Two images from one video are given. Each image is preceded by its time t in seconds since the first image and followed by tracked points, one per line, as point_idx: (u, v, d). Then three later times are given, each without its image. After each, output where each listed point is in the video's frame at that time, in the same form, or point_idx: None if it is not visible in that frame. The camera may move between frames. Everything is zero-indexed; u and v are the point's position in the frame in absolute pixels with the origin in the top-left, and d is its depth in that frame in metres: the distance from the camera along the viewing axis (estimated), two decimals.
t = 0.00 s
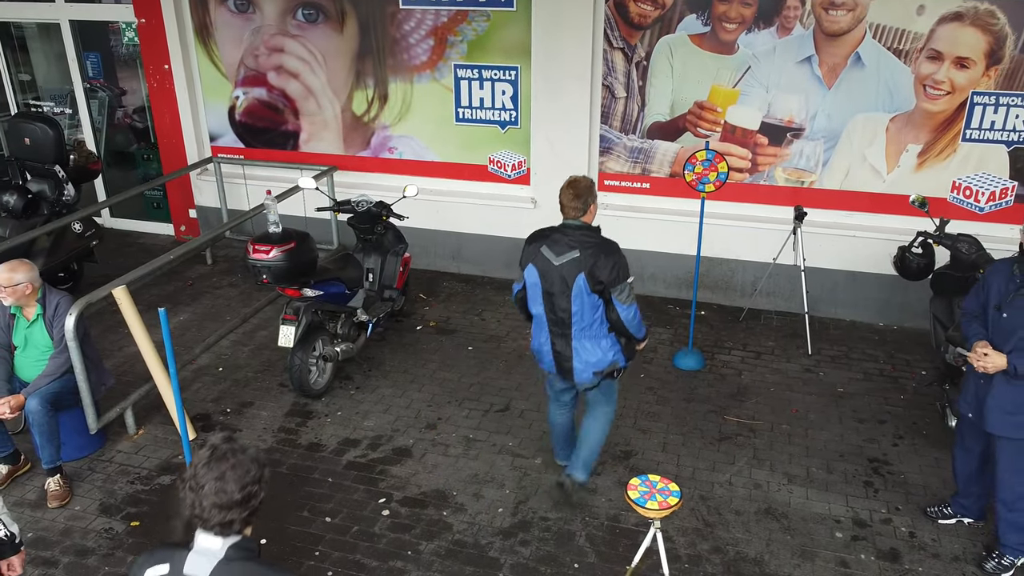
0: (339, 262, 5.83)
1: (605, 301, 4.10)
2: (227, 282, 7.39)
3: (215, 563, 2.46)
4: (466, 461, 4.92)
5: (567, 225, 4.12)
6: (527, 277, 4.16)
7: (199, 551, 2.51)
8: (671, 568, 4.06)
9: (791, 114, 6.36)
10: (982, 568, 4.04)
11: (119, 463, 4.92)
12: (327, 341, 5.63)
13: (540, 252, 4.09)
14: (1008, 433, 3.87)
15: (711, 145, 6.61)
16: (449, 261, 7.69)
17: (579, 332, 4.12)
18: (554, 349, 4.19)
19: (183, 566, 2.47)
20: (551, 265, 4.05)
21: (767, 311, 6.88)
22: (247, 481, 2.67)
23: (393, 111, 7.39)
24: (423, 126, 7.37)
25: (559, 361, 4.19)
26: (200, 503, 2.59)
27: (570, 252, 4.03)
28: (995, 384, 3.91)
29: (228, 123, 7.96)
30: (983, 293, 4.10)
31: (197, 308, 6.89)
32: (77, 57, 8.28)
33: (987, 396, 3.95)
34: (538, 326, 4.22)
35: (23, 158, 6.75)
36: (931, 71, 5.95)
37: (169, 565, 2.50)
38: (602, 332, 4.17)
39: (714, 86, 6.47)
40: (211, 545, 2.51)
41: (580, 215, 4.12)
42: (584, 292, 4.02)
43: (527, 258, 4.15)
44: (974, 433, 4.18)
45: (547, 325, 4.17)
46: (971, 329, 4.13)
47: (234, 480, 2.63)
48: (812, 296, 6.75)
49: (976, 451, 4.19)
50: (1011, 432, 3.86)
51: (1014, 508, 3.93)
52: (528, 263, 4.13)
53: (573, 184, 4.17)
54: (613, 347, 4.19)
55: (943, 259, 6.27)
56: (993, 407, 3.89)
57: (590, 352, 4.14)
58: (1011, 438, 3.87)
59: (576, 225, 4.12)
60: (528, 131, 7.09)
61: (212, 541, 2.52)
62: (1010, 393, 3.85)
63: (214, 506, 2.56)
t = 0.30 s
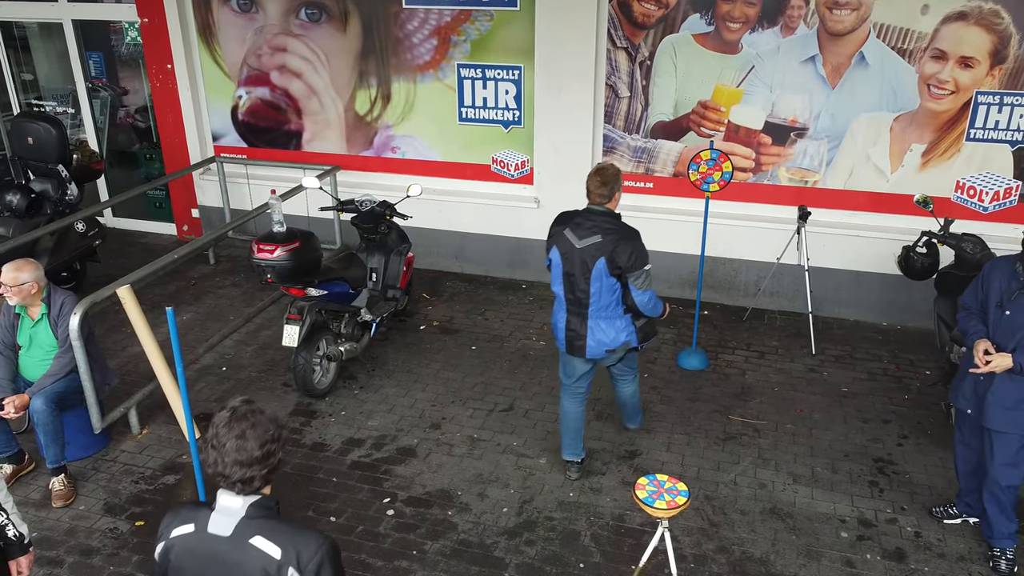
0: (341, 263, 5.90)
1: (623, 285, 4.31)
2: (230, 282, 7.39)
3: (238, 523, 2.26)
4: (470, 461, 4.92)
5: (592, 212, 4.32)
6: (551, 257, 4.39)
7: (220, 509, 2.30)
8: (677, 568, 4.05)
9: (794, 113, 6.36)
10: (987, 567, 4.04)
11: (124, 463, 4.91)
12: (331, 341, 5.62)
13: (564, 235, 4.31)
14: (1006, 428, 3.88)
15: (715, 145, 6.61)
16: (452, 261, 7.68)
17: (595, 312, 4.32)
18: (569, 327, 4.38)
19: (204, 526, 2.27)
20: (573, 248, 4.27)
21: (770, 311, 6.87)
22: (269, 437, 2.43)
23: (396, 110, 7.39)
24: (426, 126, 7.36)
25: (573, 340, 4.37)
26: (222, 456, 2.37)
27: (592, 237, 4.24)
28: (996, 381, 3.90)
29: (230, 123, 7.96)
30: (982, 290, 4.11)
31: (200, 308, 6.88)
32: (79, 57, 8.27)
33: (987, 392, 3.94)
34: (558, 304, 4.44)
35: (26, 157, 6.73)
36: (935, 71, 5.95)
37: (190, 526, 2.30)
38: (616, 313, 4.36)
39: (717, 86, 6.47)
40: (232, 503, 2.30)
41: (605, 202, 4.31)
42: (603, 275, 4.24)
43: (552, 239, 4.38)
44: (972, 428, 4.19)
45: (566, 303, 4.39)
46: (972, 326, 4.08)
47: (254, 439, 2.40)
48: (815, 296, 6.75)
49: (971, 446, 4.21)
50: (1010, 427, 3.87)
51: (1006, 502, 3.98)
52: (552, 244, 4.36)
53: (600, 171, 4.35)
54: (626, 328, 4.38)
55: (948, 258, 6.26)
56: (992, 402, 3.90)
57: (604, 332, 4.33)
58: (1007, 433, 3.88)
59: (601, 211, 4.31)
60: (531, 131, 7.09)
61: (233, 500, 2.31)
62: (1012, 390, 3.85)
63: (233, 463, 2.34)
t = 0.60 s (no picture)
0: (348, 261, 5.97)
1: (657, 272, 4.67)
2: (232, 282, 7.38)
3: (267, 500, 2.30)
4: (474, 461, 4.91)
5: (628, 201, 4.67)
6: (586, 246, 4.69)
7: (246, 488, 2.34)
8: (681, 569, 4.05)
9: (797, 113, 6.35)
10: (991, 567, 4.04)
11: (127, 463, 4.91)
12: (334, 341, 5.62)
13: (601, 226, 4.62)
14: (1009, 427, 3.89)
15: (717, 145, 6.61)
16: (454, 261, 7.68)
17: (629, 299, 4.65)
18: (603, 311, 4.71)
19: (232, 505, 2.31)
20: (611, 239, 4.58)
21: (773, 311, 6.87)
22: (289, 419, 2.52)
23: (398, 110, 7.39)
24: (428, 125, 7.36)
25: (608, 322, 4.72)
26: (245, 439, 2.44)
27: (630, 229, 4.56)
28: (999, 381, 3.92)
29: (233, 123, 7.96)
30: (988, 288, 4.12)
31: (202, 307, 6.88)
32: (81, 56, 8.27)
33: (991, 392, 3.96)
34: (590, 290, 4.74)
35: (30, 157, 6.72)
36: (938, 71, 5.94)
37: (217, 507, 2.33)
38: (649, 298, 4.72)
39: (720, 86, 6.46)
40: (258, 481, 2.34)
41: (641, 192, 4.67)
42: (640, 265, 4.58)
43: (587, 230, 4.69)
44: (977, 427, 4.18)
45: (600, 290, 4.70)
46: (976, 324, 4.13)
47: (277, 419, 2.49)
48: (818, 296, 6.74)
49: (977, 444, 4.20)
50: (1013, 426, 3.88)
51: (1013, 500, 3.95)
52: (588, 235, 4.66)
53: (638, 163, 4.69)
54: (658, 311, 4.75)
55: (951, 258, 6.26)
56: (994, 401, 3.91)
57: (638, 315, 4.68)
58: (1012, 432, 3.89)
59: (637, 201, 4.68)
60: (534, 131, 7.09)
61: (258, 478, 2.36)
62: (1015, 391, 3.87)
63: (257, 442, 2.42)
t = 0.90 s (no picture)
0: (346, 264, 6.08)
1: (676, 257, 4.88)
2: (232, 282, 7.38)
3: (307, 476, 2.38)
4: (475, 461, 4.91)
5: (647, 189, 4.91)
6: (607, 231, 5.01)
7: (284, 466, 2.40)
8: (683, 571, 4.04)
9: (799, 113, 6.34)
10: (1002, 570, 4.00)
11: (128, 464, 4.90)
12: (335, 342, 5.62)
13: (621, 213, 4.90)
14: (1005, 427, 3.88)
15: (719, 145, 6.60)
16: (455, 261, 7.67)
17: (647, 283, 4.89)
18: (623, 295, 4.98)
19: (275, 483, 2.37)
20: (630, 226, 4.84)
21: (774, 311, 6.86)
22: (323, 400, 2.57)
23: (399, 110, 7.38)
24: (429, 126, 7.35)
25: (626, 304, 4.97)
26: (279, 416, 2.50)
27: (648, 216, 4.80)
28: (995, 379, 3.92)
29: (234, 123, 7.95)
30: (993, 287, 4.12)
31: (203, 308, 6.87)
32: (82, 56, 8.27)
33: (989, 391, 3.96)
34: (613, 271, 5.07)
35: (30, 157, 6.71)
36: (940, 71, 5.93)
37: (257, 487, 2.38)
38: (667, 282, 4.91)
39: (722, 87, 6.46)
40: (296, 458, 2.41)
41: (659, 180, 4.89)
42: (657, 251, 4.79)
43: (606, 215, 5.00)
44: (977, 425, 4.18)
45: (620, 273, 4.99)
46: (978, 322, 4.18)
47: (312, 401, 2.53)
48: (820, 296, 6.73)
49: (977, 444, 4.18)
50: (1010, 426, 3.86)
51: (1012, 500, 3.94)
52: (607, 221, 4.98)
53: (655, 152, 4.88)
54: (677, 294, 4.95)
55: (953, 258, 6.25)
56: (992, 400, 3.92)
57: (655, 298, 4.89)
58: (1009, 433, 3.87)
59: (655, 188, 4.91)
60: (535, 131, 7.08)
61: (296, 455, 2.43)
62: (1011, 391, 3.86)
63: (294, 422, 2.47)
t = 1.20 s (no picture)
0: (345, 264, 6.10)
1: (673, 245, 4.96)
2: (232, 282, 7.37)
3: (344, 442, 2.49)
4: (476, 463, 4.90)
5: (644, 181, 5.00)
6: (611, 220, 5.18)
7: (323, 432, 2.49)
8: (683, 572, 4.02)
9: (800, 114, 6.33)
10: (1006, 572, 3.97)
11: (128, 465, 4.89)
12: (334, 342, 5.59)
13: (619, 202, 5.04)
14: (1001, 426, 3.88)
15: (719, 146, 6.60)
16: (455, 261, 7.66)
17: (646, 269, 5.00)
18: (626, 280, 5.12)
19: (314, 448, 2.47)
20: (627, 216, 4.97)
21: (775, 312, 6.85)
22: (360, 369, 2.63)
23: (399, 110, 7.37)
24: (429, 126, 7.34)
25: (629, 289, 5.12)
26: (318, 380, 2.56)
27: (642, 207, 4.92)
28: (991, 379, 3.93)
29: (234, 123, 7.94)
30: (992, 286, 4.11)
31: (203, 308, 6.86)
32: (82, 56, 8.26)
33: (984, 390, 3.97)
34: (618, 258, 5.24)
35: (30, 157, 6.70)
36: (941, 71, 5.92)
37: (296, 452, 2.49)
38: (666, 269, 4.99)
39: (722, 87, 6.45)
40: (334, 425, 2.50)
41: (656, 173, 4.93)
42: (653, 238, 4.91)
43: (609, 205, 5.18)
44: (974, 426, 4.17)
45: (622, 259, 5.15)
46: (975, 321, 4.17)
47: (350, 371, 2.59)
48: (820, 297, 6.72)
49: (974, 444, 4.18)
50: (1005, 425, 3.87)
51: (1012, 501, 3.92)
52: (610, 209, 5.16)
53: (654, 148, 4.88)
54: (676, 281, 5.00)
55: (954, 259, 6.25)
56: (987, 399, 3.92)
57: (653, 283, 4.99)
58: (1004, 432, 3.88)
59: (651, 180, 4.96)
60: (536, 131, 7.07)
61: (334, 423, 2.51)
62: (1006, 390, 3.87)
63: (332, 390, 2.53)
